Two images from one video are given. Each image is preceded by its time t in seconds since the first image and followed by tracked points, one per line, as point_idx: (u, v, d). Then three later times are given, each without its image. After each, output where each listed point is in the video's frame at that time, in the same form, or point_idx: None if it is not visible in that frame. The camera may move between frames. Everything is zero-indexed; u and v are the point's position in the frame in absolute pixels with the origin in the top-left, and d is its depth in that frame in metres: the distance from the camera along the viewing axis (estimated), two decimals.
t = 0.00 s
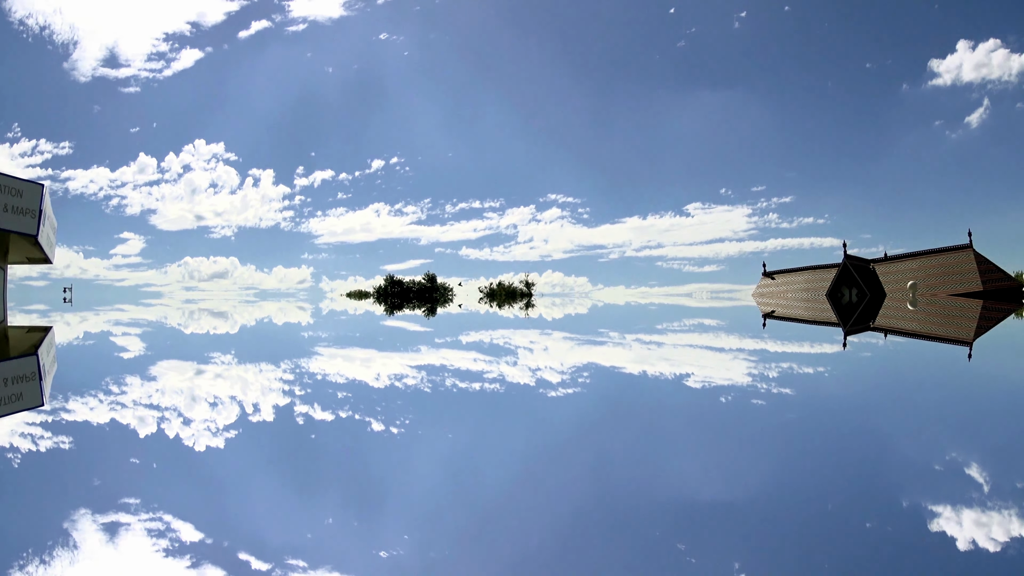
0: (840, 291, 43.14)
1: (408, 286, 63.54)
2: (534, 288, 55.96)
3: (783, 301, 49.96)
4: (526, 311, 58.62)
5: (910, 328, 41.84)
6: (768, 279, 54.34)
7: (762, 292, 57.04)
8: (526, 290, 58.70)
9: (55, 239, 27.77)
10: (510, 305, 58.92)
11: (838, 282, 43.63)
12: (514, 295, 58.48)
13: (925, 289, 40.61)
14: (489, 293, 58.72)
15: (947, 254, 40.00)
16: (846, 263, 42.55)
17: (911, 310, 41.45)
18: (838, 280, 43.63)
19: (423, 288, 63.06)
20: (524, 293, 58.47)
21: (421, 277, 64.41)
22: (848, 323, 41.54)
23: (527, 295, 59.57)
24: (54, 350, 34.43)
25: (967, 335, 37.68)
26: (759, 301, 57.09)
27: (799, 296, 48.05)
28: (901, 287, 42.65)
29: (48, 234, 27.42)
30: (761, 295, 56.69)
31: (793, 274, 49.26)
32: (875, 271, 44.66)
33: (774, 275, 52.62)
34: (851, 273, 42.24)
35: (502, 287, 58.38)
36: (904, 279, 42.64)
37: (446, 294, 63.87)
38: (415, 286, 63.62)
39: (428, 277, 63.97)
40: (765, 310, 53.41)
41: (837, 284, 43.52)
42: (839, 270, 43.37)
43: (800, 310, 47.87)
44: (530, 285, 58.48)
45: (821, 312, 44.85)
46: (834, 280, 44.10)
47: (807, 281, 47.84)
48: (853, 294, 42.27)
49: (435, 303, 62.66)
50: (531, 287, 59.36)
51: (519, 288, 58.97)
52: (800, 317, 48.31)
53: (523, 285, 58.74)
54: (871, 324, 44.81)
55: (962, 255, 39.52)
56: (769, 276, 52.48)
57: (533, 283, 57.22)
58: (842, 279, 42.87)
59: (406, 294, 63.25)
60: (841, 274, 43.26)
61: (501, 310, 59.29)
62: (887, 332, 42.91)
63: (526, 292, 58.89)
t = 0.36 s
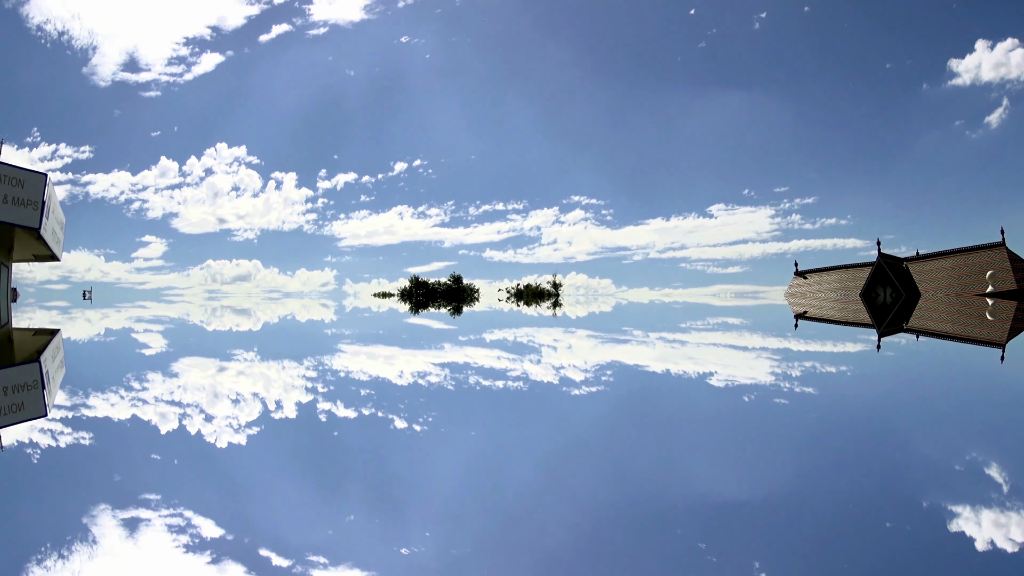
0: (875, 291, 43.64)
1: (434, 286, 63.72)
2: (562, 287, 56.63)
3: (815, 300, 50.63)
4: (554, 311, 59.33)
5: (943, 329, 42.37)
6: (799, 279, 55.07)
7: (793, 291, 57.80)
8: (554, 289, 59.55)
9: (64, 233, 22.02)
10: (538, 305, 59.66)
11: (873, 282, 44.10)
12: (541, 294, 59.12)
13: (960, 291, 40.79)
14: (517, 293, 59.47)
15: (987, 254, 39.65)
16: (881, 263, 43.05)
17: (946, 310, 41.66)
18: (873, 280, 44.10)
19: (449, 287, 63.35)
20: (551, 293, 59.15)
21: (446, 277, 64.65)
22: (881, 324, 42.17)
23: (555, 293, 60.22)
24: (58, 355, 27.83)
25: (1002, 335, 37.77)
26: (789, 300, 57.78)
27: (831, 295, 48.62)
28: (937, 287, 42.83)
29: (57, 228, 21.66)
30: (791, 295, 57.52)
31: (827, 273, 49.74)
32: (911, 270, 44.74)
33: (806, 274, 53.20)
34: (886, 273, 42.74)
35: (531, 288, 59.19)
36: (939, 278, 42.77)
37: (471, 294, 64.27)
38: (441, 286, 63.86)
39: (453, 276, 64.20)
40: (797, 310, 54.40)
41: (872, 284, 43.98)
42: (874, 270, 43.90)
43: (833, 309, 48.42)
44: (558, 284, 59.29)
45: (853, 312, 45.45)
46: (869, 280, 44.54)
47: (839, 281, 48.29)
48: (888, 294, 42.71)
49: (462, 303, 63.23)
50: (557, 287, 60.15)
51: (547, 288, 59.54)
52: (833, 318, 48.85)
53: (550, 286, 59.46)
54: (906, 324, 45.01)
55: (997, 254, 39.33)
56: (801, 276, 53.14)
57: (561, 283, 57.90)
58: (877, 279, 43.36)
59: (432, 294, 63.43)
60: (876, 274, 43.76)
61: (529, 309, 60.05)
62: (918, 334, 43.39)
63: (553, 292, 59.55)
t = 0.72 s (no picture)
0: (910, 291, 44.69)
1: (460, 286, 64.29)
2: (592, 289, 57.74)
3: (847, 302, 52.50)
4: (583, 312, 60.44)
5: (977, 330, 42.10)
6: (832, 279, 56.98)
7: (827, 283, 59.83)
8: (583, 290, 60.69)
9: (74, 221, 18.90)
10: (567, 305, 60.85)
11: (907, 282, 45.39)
12: (570, 295, 60.28)
13: (991, 290, 40.72)
14: (546, 295, 60.67)
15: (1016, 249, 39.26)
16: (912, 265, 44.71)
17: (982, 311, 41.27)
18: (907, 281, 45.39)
19: (475, 288, 63.92)
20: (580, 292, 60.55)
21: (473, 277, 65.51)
22: (918, 326, 42.34)
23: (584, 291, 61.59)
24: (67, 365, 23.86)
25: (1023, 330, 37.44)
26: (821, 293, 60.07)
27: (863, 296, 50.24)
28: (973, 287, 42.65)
29: (65, 214, 18.46)
30: (824, 291, 59.69)
31: (863, 269, 50.68)
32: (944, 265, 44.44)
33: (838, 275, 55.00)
34: (919, 275, 44.13)
35: (560, 288, 60.28)
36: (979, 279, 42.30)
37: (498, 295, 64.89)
38: (467, 287, 64.28)
39: (481, 276, 65.30)
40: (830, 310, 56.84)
41: (904, 285, 45.27)
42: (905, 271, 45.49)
43: (865, 310, 50.06)
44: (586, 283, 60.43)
45: (887, 314, 46.72)
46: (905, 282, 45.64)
47: (870, 283, 49.68)
48: (923, 293, 43.48)
49: (489, 304, 64.09)
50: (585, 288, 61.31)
51: (575, 288, 60.65)
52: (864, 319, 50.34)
53: (579, 288, 60.54)
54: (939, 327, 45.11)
55: None
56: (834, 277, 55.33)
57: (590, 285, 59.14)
58: (912, 279, 44.60)
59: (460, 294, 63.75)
60: (910, 276, 45.14)
61: (558, 310, 61.34)
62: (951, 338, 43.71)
63: (582, 292, 60.72)
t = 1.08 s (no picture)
0: (943, 291, 43.39)
1: (485, 281, 63.42)
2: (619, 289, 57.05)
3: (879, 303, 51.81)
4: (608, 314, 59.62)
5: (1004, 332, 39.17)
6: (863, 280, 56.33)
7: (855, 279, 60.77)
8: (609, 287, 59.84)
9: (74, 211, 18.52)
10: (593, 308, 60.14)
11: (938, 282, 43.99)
12: (595, 295, 59.58)
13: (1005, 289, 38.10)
14: (572, 296, 60.10)
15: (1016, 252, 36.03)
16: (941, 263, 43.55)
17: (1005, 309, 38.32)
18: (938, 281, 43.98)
19: (500, 287, 62.84)
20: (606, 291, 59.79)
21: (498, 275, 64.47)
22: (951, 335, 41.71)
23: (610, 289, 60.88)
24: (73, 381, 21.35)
25: None
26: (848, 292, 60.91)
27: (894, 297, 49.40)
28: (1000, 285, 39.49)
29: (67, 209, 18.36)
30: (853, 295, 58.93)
31: (890, 266, 50.68)
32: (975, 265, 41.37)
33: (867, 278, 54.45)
34: (952, 274, 42.62)
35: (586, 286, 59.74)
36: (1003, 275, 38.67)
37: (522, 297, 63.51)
38: (492, 284, 63.28)
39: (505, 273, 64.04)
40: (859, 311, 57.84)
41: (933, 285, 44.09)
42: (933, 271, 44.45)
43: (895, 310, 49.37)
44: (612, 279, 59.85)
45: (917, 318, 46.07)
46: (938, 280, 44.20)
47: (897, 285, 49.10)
48: (955, 294, 42.14)
49: (511, 307, 63.00)
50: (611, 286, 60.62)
51: (601, 287, 59.96)
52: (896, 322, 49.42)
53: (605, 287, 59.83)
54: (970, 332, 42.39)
55: None
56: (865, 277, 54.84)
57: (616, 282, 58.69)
58: (944, 279, 43.14)
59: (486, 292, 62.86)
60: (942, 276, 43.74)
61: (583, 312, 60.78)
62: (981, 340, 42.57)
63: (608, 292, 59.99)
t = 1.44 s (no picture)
0: (973, 291, 39.45)
1: (514, 277, 57.90)
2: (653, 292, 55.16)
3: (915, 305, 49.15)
4: (639, 320, 58.10)
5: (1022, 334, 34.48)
6: (900, 269, 53.27)
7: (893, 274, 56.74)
8: (641, 288, 57.99)
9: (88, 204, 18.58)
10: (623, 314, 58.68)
11: (968, 280, 40.32)
12: (626, 300, 57.87)
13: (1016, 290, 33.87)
14: (602, 299, 58.58)
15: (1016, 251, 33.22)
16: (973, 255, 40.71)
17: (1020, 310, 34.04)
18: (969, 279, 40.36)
19: (532, 285, 57.63)
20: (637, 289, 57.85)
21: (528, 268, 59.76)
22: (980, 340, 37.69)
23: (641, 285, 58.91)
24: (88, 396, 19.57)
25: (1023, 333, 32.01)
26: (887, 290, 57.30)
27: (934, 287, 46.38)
28: None
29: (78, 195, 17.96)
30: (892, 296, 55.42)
31: (924, 260, 48.18)
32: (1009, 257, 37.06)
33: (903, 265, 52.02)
34: (985, 265, 38.59)
35: (615, 280, 58.25)
36: None
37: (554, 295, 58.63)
38: (522, 279, 58.12)
39: (537, 267, 59.28)
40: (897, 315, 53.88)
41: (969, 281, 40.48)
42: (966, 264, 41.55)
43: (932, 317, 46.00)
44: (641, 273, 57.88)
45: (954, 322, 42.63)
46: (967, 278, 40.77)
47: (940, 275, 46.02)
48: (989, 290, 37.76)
49: (543, 311, 58.49)
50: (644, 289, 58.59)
51: (631, 282, 58.17)
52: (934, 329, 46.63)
53: (637, 289, 57.98)
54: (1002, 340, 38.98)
55: None
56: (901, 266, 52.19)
57: (648, 278, 57.04)
58: (978, 273, 38.78)
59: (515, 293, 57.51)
60: (973, 270, 39.63)
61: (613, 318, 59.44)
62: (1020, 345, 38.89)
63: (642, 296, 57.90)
